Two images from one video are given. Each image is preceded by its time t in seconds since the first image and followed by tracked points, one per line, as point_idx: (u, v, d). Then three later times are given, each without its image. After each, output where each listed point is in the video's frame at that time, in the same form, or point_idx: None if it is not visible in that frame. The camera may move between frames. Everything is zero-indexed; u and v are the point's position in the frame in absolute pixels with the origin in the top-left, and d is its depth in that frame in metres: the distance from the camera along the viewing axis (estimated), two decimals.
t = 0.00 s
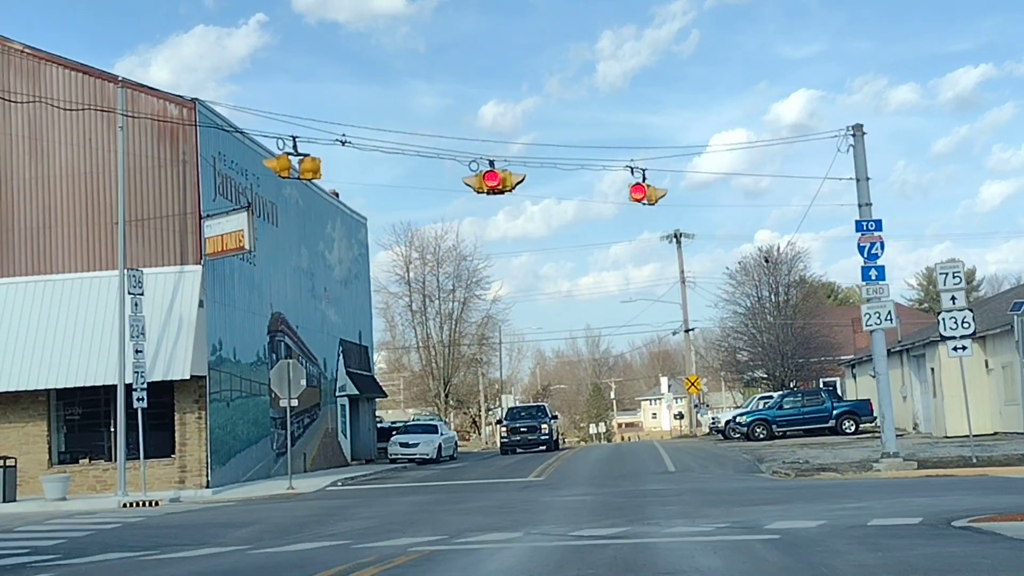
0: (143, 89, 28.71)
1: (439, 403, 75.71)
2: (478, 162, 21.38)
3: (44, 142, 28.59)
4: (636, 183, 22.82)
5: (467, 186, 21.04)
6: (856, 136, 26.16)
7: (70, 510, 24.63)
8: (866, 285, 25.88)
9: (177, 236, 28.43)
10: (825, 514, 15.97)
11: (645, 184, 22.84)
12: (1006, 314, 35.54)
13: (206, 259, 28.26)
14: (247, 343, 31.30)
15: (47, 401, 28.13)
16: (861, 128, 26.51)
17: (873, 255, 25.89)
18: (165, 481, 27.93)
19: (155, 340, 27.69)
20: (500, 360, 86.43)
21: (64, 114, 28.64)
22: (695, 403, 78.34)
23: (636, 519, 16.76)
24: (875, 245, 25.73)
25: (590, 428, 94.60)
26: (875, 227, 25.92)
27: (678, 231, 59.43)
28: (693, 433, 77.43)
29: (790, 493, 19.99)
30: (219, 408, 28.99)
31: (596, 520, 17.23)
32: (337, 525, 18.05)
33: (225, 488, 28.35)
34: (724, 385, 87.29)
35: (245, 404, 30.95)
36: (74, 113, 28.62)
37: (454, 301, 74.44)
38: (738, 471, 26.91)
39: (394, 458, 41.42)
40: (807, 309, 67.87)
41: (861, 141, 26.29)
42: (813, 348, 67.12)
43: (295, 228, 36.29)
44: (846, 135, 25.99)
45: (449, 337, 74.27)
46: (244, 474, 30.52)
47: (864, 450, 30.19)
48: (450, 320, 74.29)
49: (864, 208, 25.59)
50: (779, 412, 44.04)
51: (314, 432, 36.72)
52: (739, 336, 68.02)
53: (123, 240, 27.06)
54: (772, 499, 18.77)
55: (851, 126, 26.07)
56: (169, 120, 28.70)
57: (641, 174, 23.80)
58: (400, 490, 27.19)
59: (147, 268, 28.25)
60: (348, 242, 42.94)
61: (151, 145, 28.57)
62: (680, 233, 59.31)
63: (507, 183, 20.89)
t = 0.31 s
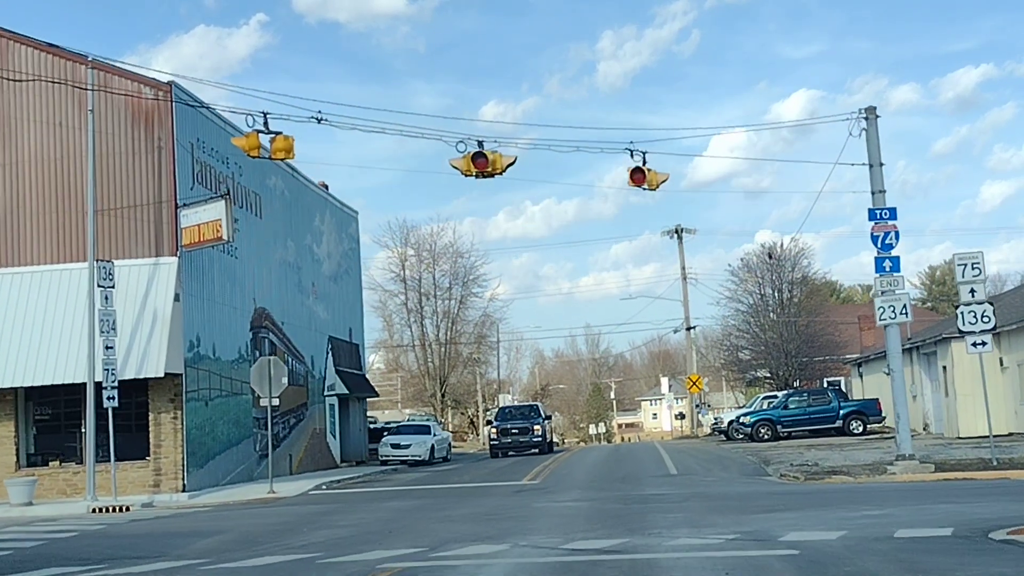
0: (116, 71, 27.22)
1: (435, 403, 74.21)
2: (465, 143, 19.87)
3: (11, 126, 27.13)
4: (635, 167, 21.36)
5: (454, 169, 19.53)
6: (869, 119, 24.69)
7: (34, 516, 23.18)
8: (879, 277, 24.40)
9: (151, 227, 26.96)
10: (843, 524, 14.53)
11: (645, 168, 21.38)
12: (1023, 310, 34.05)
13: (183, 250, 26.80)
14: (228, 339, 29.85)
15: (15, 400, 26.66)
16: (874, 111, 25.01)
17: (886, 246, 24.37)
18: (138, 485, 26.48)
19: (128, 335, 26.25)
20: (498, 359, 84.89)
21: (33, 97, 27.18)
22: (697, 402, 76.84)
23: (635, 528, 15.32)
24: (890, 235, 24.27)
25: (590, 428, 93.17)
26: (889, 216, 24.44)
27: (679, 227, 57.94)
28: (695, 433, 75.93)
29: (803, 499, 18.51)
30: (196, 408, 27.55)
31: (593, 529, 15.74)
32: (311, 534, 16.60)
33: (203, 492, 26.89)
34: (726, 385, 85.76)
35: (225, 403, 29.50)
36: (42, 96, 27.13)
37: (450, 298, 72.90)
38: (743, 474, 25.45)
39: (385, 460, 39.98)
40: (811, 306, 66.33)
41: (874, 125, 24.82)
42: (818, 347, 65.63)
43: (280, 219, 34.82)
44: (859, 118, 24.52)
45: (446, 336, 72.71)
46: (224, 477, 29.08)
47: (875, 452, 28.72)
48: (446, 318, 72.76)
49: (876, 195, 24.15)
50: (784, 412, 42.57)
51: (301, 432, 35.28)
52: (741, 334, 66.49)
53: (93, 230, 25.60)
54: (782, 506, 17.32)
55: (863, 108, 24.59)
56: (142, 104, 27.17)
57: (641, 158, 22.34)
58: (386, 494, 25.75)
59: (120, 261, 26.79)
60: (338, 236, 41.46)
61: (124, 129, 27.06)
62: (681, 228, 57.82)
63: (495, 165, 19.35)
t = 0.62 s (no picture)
0: (84, 51, 25.76)
1: (429, 402, 72.70)
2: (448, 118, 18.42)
3: None
4: (633, 148, 19.89)
5: (437, 147, 18.09)
6: (882, 100, 23.26)
7: None
8: (892, 267, 22.95)
9: (122, 215, 25.52)
10: (865, 535, 13.02)
11: (644, 148, 19.93)
12: None
13: (155, 240, 25.37)
14: (206, 334, 28.39)
15: None
16: (887, 91, 23.57)
17: (899, 235, 22.92)
18: (107, 488, 24.99)
19: (97, 329, 24.78)
20: (494, 358, 83.42)
21: None
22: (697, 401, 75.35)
23: (633, 539, 13.80)
24: (904, 222, 22.83)
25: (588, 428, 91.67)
26: (903, 202, 23.00)
27: (678, 221, 56.51)
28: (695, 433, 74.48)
29: (815, 505, 17.06)
30: (170, 406, 26.05)
31: (586, 539, 14.27)
32: (276, 544, 15.10)
33: (176, 496, 25.41)
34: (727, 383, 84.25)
35: (203, 401, 28.03)
36: (7, 77, 25.69)
37: (445, 295, 71.40)
38: (747, 477, 23.98)
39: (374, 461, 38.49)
40: (814, 303, 64.85)
41: (886, 106, 23.37)
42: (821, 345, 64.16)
43: (263, 210, 33.35)
44: (871, 99, 23.07)
45: (441, 334, 71.16)
46: (201, 480, 27.60)
47: (886, 453, 27.25)
48: (441, 315, 71.26)
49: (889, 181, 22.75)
50: (788, 411, 41.14)
51: (284, 432, 33.81)
52: (742, 331, 65.03)
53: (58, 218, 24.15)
54: (794, 513, 15.81)
55: (876, 89, 23.17)
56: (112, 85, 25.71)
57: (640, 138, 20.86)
58: (369, 497, 24.27)
59: (89, 252, 25.35)
60: (326, 228, 39.98)
61: (93, 112, 25.61)
62: (680, 222, 56.39)
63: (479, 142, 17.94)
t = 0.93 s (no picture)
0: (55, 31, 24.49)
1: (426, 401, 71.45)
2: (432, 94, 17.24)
3: None
4: (632, 128, 18.64)
5: (421, 126, 16.92)
6: (895, 82, 22.04)
7: None
8: (906, 257, 21.71)
9: (95, 205, 24.27)
10: (888, 547, 11.77)
11: (644, 130, 18.67)
12: None
13: (129, 230, 24.12)
14: (186, 330, 27.14)
15: None
16: (901, 73, 22.35)
17: (914, 223, 21.72)
18: (79, 491, 23.78)
19: (68, 324, 23.54)
20: (492, 356, 82.15)
21: None
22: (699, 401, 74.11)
23: (630, 550, 12.56)
24: (919, 210, 21.61)
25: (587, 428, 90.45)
26: (918, 189, 21.77)
27: (679, 217, 55.27)
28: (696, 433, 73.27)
29: (827, 510, 15.82)
30: (146, 405, 24.79)
31: (580, 549, 13.02)
32: (242, 553, 13.84)
33: (152, 499, 24.17)
34: (728, 383, 83.03)
35: (182, 400, 26.80)
36: None
37: (442, 293, 70.15)
38: (753, 480, 22.74)
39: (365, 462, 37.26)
40: (817, 301, 63.59)
41: (900, 88, 22.15)
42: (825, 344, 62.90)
43: (248, 201, 32.09)
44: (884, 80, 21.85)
45: (437, 333, 69.90)
46: (180, 482, 26.37)
47: (897, 455, 25.99)
48: (437, 313, 70.04)
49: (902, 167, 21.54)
50: (793, 411, 39.92)
51: (271, 432, 32.56)
52: (744, 329, 63.80)
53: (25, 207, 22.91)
54: (806, 521, 14.57)
55: (889, 70, 21.95)
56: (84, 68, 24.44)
57: (641, 119, 19.61)
58: (354, 501, 23.02)
59: (60, 243, 24.11)
60: (316, 222, 38.73)
61: (64, 95, 24.34)
62: (681, 218, 55.15)
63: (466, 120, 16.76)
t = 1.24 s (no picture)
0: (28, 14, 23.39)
1: (422, 400, 70.35)
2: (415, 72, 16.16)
3: None
4: (629, 109, 17.57)
5: (404, 105, 15.83)
6: (907, 63, 20.99)
7: None
8: (918, 248, 20.68)
9: (69, 193, 23.22)
10: (913, 559, 10.68)
11: (643, 111, 17.60)
12: None
13: (104, 220, 23.07)
14: (166, 325, 26.08)
15: None
16: (913, 54, 21.29)
17: (927, 212, 20.67)
18: (50, 494, 22.68)
19: (39, 318, 22.44)
20: (489, 355, 81.04)
21: None
22: (699, 400, 73.04)
23: (628, 561, 11.47)
24: (932, 198, 20.56)
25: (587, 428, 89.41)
26: (931, 176, 20.72)
27: (679, 211, 54.17)
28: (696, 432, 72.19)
29: (840, 516, 14.74)
30: (122, 404, 23.71)
31: (572, 560, 11.92)
32: (206, 564, 12.76)
33: (127, 502, 23.09)
34: (729, 382, 81.94)
35: (162, 398, 25.72)
36: None
37: (438, 291, 69.00)
38: (757, 482, 21.67)
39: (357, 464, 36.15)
40: (819, 298, 62.49)
41: (912, 70, 21.09)
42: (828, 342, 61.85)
43: (233, 192, 31.02)
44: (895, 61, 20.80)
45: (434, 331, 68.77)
46: (158, 484, 25.29)
47: (907, 456, 24.92)
48: (434, 310, 68.91)
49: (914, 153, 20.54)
50: (796, 409, 38.90)
51: (257, 432, 31.49)
52: (745, 327, 62.72)
53: None
54: (818, 528, 13.47)
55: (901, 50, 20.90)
56: (56, 51, 23.33)
57: (639, 101, 18.52)
58: (339, 504, 21.95)
59: (32, 233, 23.05)
60: (305, 215, 37.68)
61: (35, 79, 23.26)
62: (681, 212, 54.04)
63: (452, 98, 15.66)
